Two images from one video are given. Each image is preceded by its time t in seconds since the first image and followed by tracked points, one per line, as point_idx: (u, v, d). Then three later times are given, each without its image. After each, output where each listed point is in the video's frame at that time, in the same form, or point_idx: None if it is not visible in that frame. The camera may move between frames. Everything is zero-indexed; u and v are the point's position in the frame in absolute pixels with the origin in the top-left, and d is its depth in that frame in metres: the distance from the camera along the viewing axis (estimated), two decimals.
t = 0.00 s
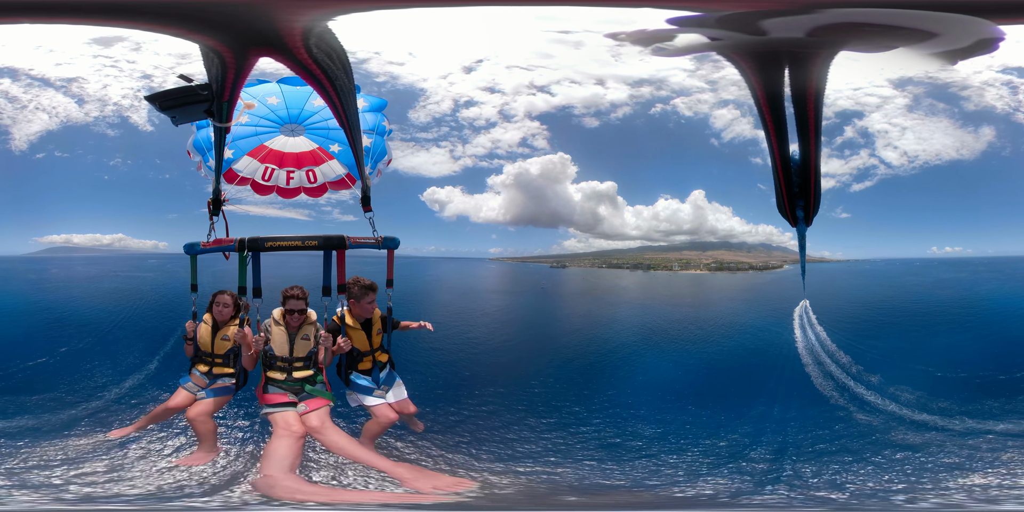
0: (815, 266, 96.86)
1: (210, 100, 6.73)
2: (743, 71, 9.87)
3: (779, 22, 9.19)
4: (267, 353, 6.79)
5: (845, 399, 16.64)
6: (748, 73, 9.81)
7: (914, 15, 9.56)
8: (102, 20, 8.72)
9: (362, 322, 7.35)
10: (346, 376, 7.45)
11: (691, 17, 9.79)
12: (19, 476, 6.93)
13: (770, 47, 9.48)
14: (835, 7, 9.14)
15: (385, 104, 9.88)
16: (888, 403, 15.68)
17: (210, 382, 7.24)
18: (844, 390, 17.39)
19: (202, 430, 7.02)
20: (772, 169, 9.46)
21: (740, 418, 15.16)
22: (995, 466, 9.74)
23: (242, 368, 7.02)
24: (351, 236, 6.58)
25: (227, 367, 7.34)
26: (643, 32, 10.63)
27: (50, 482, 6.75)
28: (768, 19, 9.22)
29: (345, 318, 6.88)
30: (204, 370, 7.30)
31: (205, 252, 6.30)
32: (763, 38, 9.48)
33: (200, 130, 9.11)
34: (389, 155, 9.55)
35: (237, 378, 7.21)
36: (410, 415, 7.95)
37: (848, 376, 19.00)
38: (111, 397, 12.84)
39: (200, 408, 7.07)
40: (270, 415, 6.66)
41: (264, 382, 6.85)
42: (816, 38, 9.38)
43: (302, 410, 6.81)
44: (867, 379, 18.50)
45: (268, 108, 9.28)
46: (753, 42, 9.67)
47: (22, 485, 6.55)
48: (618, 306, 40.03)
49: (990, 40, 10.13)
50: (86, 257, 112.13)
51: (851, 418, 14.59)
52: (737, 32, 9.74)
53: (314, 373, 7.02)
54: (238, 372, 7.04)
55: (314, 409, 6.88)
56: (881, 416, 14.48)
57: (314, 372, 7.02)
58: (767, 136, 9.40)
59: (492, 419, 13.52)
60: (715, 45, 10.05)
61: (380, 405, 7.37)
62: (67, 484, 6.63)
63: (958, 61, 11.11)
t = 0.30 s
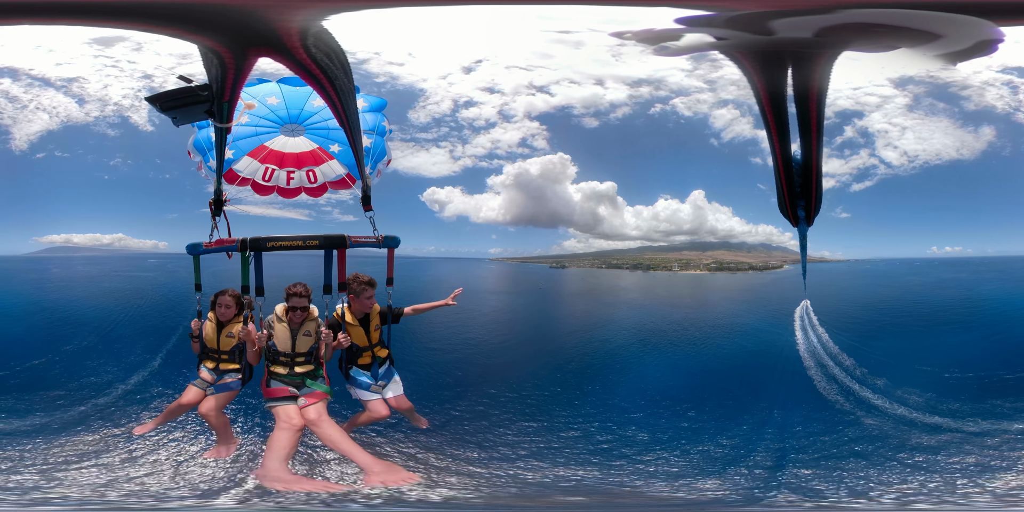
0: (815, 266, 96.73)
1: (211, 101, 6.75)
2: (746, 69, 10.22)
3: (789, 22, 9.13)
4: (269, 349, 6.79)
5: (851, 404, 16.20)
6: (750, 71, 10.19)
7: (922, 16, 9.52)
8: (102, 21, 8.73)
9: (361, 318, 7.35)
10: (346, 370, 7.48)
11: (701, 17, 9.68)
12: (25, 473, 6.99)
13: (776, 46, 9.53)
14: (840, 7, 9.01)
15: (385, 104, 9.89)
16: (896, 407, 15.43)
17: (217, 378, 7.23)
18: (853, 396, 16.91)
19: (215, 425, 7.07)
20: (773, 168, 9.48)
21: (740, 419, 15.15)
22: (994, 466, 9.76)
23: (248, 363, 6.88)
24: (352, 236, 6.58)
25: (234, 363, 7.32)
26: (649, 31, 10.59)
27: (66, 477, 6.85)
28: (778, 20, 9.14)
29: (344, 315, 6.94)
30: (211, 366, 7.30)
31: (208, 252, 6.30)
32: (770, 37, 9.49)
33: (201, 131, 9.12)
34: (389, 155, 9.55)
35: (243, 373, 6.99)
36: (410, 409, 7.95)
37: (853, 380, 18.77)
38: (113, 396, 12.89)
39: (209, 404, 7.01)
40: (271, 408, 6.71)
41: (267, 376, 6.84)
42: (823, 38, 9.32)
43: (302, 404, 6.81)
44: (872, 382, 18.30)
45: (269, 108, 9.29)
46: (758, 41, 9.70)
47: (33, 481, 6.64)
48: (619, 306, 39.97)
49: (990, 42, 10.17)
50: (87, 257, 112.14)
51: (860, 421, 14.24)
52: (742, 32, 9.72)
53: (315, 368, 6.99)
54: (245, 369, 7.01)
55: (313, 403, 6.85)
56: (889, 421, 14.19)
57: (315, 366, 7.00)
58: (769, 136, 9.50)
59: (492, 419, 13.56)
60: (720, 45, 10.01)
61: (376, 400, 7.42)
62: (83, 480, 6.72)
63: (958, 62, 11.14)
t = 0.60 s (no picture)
0: (816, 266, 96.67)
1: (211, 101, 6.74)
2: (746, 70, 10.18)
3: (788, 22, 9.14)
4: (269, 347, 6.77)
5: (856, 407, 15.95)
6: (750, 71, 10.16)
7: (921, 16, 9.53)
8: (103, 22, 8.75)
9: (363, 318, 7.31)
10: (345, 368, 7.54)
11: (699, 17, 9.70)
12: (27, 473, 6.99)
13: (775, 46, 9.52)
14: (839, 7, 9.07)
15: (385, 104, 9.87)
16: (905, 411, 15.25)
17: (218, 377, 7.17)
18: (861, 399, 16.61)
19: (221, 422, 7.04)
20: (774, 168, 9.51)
21: (741, 419, 15.14)
22: (993, 465, 9.79)
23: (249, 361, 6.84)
24: (352, 236, 6.58)
25: (234, 362, 7.33)
26: (649, 31, 10.59)
27: (81, 474, 7.02)
28: (776, 20, 9.15)
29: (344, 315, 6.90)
30: (212, 366, 7.25)
31: (208, 252, 6.28)
32: (769, 37, 9.47)
33: (200, 131, 9.10)
34: (389, 155, 9.55)
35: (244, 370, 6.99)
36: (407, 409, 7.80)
37: (858, 384, 18.56)
38: (113, 397, 12.89)
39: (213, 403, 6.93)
40: (270, 405, 6.72)
41: (267, 374, 6.85)
42: (821, 38, 9.28)
43: (299, 403, 6.81)
44: (878, 385, 18.10)
45: (268, 108, 9.28)
46: (758, 41, 9.67)
47: (34, 480, 6.64)
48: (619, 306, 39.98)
49: (990, 42, 10.17)
50: (87, 256, 111.93)
51: (867, 425, 14.05)
52: (742, 32, 9.70)
53: (314, 365, 7.01)
54: (246, 367, 7.00)
55: (309, 402, 6.84)
56: (897, 424, 13.99)
57: (314, 365, 7.02)
58: (770, 135, 9.53)
59: (492, 419, 13.59)
60: (720, 45, 10.01)
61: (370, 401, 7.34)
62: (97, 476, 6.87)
63: (958, 63, 11.14)
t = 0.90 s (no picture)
0: (815, 266, 96.40)
1: (212, 101, 6.73)
2: (749, 70, 10.09)
3: (791, 22, 9.22)
4: (270, 352, 6.78)
5: (862, 409, 15.61)
6: (753, 71, 10.07)
7: (922, 16, 9.55)
8: (101, 22, 8.74)
9: (366, 321, 7.29)
10: (349, 371, 7.50)
11: (705, 17, 9.72)
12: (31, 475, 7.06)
13: (778, 46, 9.55)
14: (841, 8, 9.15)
15: (386, 103, 9.85)
16: (905, 411, 15.33)
17: (218, 382, 7.16)
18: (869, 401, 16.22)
19: (222, 427, 7.09)
20: (776, 168, 9.50)
21: (741, 419, 15.12)
22: (993, 467, 9.77)
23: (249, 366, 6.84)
24: (354, 236, 6.58)
25: (235, 367, 7.30)
26: (653, 31, 10.61)
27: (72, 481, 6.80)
28: (780, 20, 9.21)
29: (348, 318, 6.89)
30: (211, 371, 7.21)
31: (208, 252, 6.28)
32: (773, 37, 9.50)
33: (201, 130, 9.10)
34: (390, 153, 9.54)
35: (244, 375, 6.96)
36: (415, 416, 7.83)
37: (865, 386, 18.13)
38: (114, 395, 12.94)
39: (212, 409, 7.03)
40: (271, 411, 6.68)
41: (269, 379, 6.89)
42: (827, 38, 9.38)
43: (302, 408, 6.85)
44: (877, 385, 18.18)
45: (269, 107, 9.30)
46: (761, 41, 9.71)
47: (35, 483, 6.69)
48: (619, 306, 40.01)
49: (991, 42, 10.18)
50: (87, 256, 111.92)
51: (877, 429, 13.65)
52: (745, 32, 9.75)
53: (317, 371, 7.03)
54: (246, 372, 6.98)
55: (314, 407, 6.93)
56: (895, 424, 14.09)
57: (317, 370, 7.04)
58: (772, 136, 9.50)
59: (493, 418, 13.66)
60: (724, 45, 10.02)
61: (376, 403, 7.36)
62: (90, 483, 6.67)
63: (959, 63, 11.14)
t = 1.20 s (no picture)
0: (816, 267, 96.34)
1: (212, 101, 6.72)
2: (753, 71, 10.09)
3: (795, 22, 9.22)
4: (270, 354, 6.77)
5: (868, 414, 15.25)
6: (755, 71, 10.06)
7: (924, 17, 9.54)
8: (100, 22, 8.72)
9: (366, 321, 7.29)
10: (350, 372, 7.49)
11: (710, 17, 9.69)
12: (32, 476, 7.07)
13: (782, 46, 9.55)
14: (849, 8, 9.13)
15: (387, 102, 9.85)
16: (905, 411, 15.38)
17: (217, 383, 7.14)
18: (876, 405, 15.97)
19: (220, 431, 7.05)
20: (778, 168, 9.51)
21: (741, 420, 15.07)
22: (993, 470, 9.75)
23: (249, 367, 6.84)
24: (354, 236, 6.57)
25: (235, 368, 7.27)
26: (656, 30, 10.60)
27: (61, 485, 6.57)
28: (784, 20, 9.23)
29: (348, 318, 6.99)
30: (211, 372, 7.21)
31: (209, 252, 6.28)
32: (776, 37, 9.48)
33: (201, 130, 9.09)
34: (391, 153, 9.55)
35: (244, 376, 6.96)
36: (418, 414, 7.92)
37: (871, 391, 17.64)
38: (116, 394, 12.97)
39: (210, 411, 7.02)
40: (273, 414, 6.67)
41: (269, 381, 6.87)
42: (830, 39, 9.39)
43: (305, 410, 6.84)
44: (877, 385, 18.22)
45: (269, 106, 9.32)
46: (765, 41, 9.69)
47: (34, 485, 6.70)
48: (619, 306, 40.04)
49: (992, 42, 10.17)
50: (87, 256, 111.61)
51: (884, 431, 13.46)
52: (748, 32, 9.78)
53: (319, 373, 7.05)
54: (246, 374, 6.98)
55: (316, 409, 6.90)
56: (896, 424, 14.14)
57: (318, 372, 7.05)
58: (773, 136, 9.52)
59: (495, 418, 13.70)
60: (727, 45, 10.10)
61: (381, 403, 7.38)
62: (85, 486, 6.58)
63: (960, 63, 11.15)
